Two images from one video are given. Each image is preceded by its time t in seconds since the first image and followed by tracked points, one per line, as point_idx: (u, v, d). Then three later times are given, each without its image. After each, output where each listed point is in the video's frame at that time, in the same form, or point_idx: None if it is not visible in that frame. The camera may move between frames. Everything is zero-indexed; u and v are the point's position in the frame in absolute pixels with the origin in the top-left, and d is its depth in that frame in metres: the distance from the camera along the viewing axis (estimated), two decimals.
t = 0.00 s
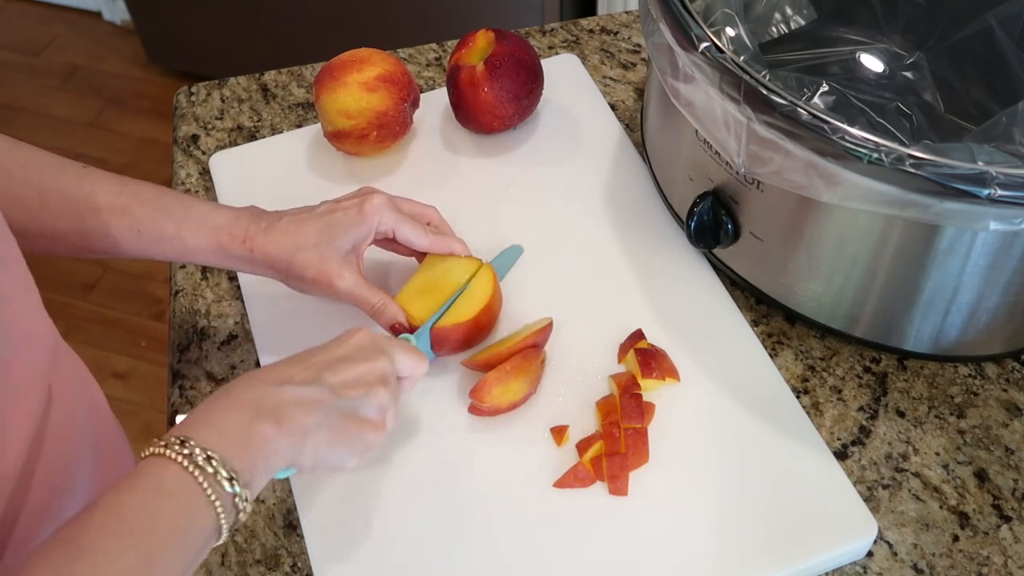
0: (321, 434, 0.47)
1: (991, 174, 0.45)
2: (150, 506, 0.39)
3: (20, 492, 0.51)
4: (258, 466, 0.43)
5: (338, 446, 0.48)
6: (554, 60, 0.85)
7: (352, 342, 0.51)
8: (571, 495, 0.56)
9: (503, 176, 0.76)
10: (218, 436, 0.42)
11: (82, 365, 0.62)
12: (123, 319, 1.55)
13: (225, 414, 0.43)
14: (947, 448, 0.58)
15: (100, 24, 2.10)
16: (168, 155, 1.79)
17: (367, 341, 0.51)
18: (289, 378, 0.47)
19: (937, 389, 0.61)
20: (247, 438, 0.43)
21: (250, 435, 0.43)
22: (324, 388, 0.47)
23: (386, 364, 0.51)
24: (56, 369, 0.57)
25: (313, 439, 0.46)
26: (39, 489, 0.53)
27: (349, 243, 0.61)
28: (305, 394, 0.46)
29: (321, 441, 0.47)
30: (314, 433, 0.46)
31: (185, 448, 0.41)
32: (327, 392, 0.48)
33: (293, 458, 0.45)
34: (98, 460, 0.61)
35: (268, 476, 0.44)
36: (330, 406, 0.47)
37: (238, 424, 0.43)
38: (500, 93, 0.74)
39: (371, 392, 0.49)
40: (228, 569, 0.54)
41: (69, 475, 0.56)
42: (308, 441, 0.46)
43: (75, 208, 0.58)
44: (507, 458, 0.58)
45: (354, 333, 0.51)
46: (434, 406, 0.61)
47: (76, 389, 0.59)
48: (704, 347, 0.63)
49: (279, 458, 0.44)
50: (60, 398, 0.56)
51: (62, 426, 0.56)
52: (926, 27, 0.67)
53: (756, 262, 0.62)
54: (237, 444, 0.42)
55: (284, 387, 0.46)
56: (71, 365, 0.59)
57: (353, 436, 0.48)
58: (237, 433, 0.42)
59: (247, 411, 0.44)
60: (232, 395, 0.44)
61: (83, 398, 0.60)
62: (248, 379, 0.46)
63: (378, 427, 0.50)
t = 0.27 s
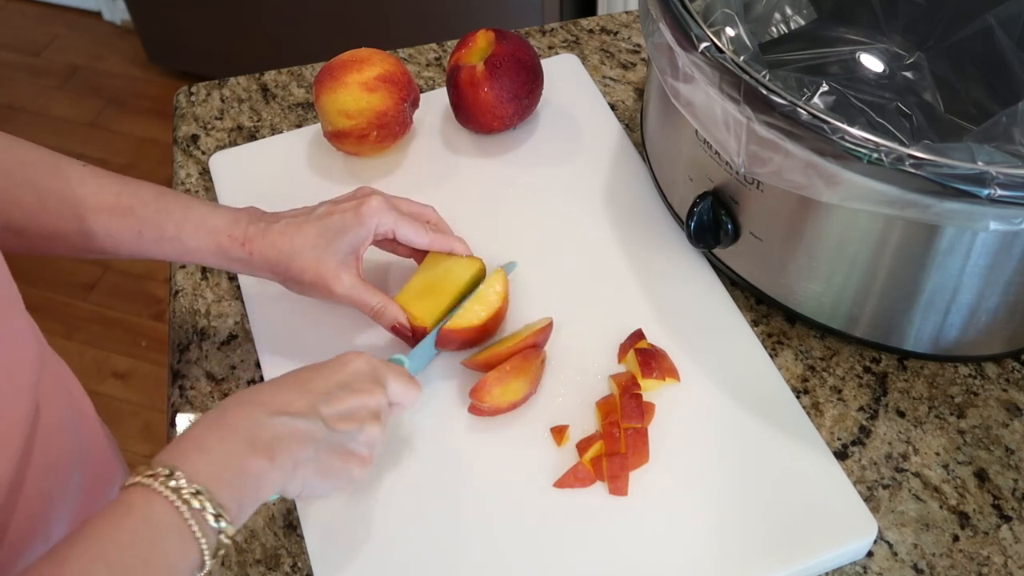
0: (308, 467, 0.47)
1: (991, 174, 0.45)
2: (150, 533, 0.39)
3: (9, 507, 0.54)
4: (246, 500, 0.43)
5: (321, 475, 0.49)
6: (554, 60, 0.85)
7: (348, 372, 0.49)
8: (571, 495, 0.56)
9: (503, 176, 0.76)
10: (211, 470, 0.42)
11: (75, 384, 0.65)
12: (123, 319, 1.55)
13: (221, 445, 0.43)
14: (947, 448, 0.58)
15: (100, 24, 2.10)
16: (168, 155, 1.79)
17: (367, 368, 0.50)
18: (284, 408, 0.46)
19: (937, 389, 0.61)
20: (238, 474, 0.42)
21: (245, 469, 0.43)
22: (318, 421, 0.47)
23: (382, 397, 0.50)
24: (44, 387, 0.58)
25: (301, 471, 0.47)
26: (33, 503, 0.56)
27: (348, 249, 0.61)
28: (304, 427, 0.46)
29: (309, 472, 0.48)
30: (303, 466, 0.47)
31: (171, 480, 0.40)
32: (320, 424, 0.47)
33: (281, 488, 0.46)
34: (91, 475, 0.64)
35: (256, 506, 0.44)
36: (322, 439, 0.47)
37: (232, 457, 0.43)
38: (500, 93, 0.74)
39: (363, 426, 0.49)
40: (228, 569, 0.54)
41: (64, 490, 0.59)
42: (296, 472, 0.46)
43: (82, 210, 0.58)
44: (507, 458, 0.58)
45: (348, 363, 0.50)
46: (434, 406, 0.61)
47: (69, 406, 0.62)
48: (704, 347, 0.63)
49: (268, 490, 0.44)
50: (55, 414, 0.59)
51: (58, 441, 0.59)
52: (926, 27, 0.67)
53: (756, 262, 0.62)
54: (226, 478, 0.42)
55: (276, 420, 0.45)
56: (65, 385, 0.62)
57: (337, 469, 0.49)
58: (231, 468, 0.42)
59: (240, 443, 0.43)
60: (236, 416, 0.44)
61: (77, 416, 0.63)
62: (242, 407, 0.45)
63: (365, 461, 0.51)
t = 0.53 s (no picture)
0: (289, 520, 0.50)
1: (991, 174, 0.45)
2: None
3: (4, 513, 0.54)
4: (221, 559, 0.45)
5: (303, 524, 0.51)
6: (554, 60, 0.85)
7: (340, 422, 0.50)
8: (571, 495, 0.56)
9: (503, 176, 0.76)
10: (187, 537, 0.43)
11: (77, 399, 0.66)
12: (122, 319, 1.55)
13: (201, 503, 0.45)
14: (947, 448, 0.58)
15: (99, 24, 2.10)
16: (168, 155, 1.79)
17: (359, 418, 0.51)
18: (275, 463, 0.48)
19: (937, 389, 0.61)
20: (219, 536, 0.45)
21: (222, 531, 0.45)
22: (304, 477, 0.49)
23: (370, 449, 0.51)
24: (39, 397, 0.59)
25: (280, 523, 0.49)
26: (24, 512, 0.56)
27: (326, 261, 0.62)
28: (286, 484, 0.48)
29: (288, 522, 0.50)
30: (281, 519, 0.49)
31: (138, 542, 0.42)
32: (306, 481, 0.49)
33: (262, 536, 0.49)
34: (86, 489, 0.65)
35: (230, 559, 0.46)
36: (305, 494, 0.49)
37: (214, 520, 0.45)
38: (500, 93, 0.74)
39: (347, 482, 0.51)
40: (228, 569, 0.54)
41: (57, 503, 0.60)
42: (276, 525, 0.49)
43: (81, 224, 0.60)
44: (507, 458, 0.58)
45: (343, 412, 0.51)
46: (434, 406, 0.61)
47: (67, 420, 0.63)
48: (704, 347, 0.63)
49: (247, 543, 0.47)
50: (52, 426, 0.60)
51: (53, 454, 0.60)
52: (926, 27, 0.67)
53: (756, 262, 0.62)
54: (203, 542, 0.44)
55: (262, 478, 0.47)
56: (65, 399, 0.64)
57: (315, 518, 0.51)
58: (211, 533, 0.44)
59: (223, 504, 0.45)
60: (218, 471, 0.46)
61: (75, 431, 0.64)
62: (230, 458, 0.47)
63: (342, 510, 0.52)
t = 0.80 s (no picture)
0: (272, 495, 0.48)
1: (991, 174, 0.45)
2: None
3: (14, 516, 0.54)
4: (203, 539, 0.44)
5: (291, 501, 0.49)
6: (554, 60, 0.85)
7: (312, 394, 0.50)
8: (571, 495, 0.56)
9: (502, 176, 0.76)
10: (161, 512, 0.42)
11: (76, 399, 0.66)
12: (123, 319, 1.55)
13: (176, 480, 0.44)
14: (947, 448, 0.58)
15: (99, 24, 2.10)
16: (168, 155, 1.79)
17: (333, 389, 0.50)
18: (244, 435, 0.47)
19: (937, 389, 0.61)
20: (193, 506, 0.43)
21: (198, 505, 0.43)
22: (278, 446, 0.48)
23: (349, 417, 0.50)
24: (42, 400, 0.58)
25: (264, 499, 0.47)
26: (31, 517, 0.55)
27: (338, 195, 0.59)
28: (262, 454, 0.47)
29: (273, 500, 0.48)
30: (264, 493, 0.47)
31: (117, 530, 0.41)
32: (280, 450, 0.48)
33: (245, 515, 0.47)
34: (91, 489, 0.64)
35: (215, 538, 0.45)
36: (283, 466, 0.48)
37: (183, 489, 0.43)
38: (500, 93, 0.74)
39: (328, 450, 0.49)
40: (228, 569, 0.54)
41: (63, 505, 0.60)
42: (258, 500, 0.47)
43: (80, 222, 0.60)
44: (506, 458, 0.58)
45: (317, 383, 0.50)
46: (434, 406, 0.61)
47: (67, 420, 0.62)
48: (704, 347, 0.63)
49: (228, 521, 0.45)
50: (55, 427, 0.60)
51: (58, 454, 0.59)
52: (926, 27, 0.67)
53: (756, 262, 0.62)
54: (181, 521, 0.42)
55: (233, 448, 0.46)
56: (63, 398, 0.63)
57: (304, 494, 0.49)
58: (184, 508, 0.43)
59: (193, 479, 0.44)
60: (191, 448, 0.45)
61: (76, 430, 0.64)
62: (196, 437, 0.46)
63: (334, 484, 0.50)
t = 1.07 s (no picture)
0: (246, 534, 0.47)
1: (991, 174, 0.45)
2: None
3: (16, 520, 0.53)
4: None
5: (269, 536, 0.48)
6: (554, 60, 0.85)
7: (290, 430, 0.46)
8: (571, 495, 0.56)
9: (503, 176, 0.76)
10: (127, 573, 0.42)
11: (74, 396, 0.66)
12: (123, 319, 1.55)
13: (146, 535, 0.43)
14: (947, 448, 0.58)
15: (99, 24, 2.10)
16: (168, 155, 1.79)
17: (314, 418, 0.47)
18: (218, 488, 0.44)
19: (937, 389, 0.61)
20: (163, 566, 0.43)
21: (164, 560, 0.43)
22: (252, 495, 0.46)
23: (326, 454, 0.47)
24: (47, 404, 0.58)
25: (239, 540, 0.47)
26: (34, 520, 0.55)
27: (440, 142, 0.63)
28: (235, 507, 0.45)
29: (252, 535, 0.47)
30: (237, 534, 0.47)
31: None
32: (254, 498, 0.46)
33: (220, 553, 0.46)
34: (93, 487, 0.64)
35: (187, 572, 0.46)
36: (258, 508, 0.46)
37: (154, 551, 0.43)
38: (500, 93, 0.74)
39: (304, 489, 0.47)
40: (228, 570, 0.54)
41: (67, 506, 0.59)
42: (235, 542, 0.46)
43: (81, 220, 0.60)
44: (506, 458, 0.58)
45: (294, 415, 0.46)
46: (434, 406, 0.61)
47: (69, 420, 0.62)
48: (704, 347, 0.63)
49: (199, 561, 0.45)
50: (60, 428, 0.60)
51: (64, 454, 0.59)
52: (926, 27, 0.67)
53: (756, 262, 0.62)
54: None
55: (205, 506, 0.44)
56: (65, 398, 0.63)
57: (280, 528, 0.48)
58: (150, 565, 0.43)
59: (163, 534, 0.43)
60: (163, 504, 0.43)
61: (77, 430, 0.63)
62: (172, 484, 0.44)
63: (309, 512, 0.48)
